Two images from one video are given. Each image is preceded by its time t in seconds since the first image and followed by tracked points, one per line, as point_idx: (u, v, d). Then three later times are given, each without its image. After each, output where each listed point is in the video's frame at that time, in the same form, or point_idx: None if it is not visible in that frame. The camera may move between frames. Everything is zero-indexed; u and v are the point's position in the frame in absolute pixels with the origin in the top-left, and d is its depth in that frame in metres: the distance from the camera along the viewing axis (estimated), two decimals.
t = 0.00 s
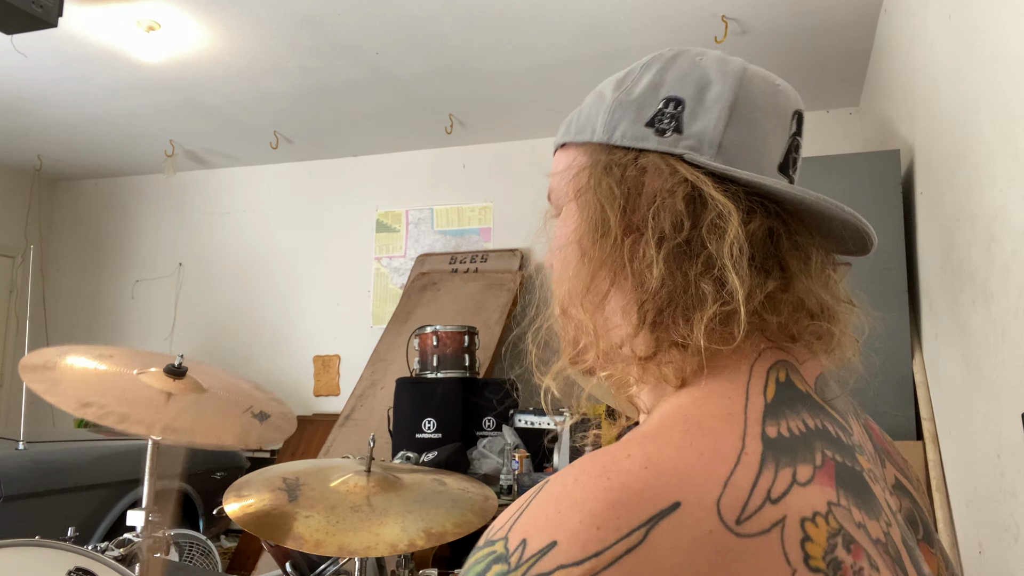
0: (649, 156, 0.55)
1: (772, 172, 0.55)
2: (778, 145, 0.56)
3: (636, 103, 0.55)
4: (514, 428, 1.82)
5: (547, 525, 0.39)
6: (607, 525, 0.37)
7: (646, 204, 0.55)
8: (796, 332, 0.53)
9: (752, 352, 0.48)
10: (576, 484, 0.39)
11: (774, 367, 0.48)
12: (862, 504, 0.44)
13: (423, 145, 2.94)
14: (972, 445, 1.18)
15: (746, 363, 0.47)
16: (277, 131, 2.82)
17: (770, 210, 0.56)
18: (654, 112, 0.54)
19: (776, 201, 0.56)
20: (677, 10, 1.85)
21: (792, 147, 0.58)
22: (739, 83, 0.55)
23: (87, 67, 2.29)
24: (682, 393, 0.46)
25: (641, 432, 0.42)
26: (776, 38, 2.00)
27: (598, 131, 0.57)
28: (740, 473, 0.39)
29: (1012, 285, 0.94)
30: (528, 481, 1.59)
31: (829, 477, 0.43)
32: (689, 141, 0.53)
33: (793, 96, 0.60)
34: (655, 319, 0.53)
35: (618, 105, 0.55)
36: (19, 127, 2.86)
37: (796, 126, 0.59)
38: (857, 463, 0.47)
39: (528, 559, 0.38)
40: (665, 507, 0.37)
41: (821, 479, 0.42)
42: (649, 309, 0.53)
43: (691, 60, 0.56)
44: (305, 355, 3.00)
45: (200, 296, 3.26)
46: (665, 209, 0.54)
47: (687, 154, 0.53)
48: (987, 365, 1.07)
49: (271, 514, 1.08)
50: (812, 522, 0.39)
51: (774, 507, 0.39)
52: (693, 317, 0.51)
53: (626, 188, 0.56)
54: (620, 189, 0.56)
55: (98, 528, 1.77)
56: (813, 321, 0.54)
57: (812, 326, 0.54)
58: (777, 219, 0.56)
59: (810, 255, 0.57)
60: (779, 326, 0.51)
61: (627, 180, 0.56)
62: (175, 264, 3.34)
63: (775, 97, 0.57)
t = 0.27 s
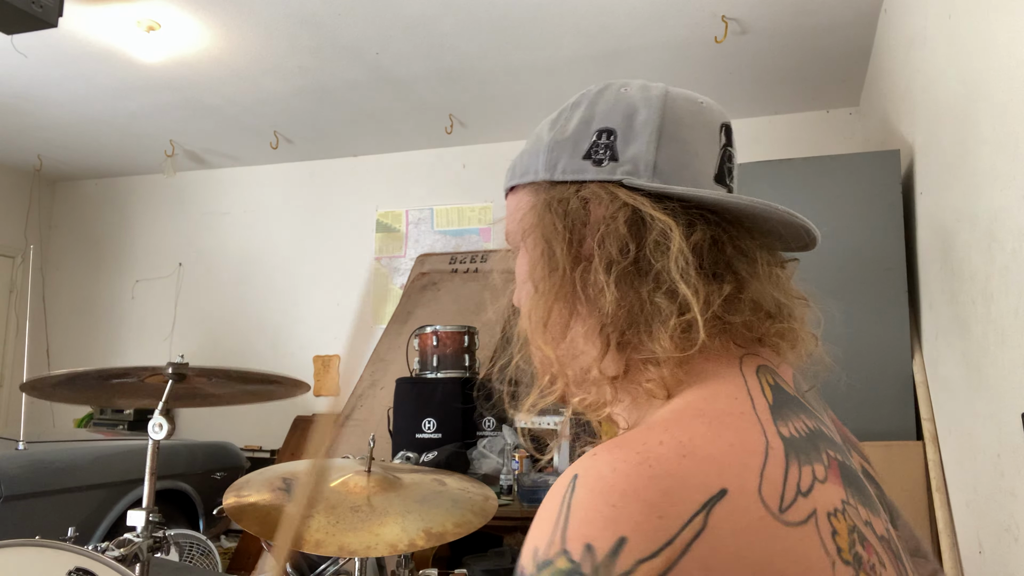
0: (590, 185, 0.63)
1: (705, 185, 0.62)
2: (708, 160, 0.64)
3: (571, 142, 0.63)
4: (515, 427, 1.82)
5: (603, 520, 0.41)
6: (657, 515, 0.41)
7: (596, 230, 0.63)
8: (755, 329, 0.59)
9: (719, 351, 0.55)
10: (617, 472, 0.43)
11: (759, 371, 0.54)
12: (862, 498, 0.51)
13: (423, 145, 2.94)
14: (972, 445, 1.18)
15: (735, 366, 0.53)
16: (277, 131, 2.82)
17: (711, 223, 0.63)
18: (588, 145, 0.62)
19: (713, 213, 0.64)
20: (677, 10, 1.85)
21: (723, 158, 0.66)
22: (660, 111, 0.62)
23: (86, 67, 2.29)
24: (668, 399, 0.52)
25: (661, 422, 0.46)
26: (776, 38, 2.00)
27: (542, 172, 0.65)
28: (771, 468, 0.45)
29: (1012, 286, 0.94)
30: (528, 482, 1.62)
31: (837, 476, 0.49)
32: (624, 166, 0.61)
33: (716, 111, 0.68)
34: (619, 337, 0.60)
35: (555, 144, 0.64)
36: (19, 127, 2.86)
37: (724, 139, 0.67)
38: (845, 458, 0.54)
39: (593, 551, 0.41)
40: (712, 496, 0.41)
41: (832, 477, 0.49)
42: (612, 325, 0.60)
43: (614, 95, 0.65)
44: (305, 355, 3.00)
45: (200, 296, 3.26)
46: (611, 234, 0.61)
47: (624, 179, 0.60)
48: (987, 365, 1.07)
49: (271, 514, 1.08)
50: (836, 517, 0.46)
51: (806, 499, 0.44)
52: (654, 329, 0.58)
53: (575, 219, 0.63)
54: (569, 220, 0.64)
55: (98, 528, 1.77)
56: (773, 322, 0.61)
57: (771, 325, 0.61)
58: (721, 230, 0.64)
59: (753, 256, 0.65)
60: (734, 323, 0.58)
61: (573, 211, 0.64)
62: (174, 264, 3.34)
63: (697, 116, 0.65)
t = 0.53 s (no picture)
0: (571, 206, 0.63)
1: (691, 207, 0.61)
2: (695, 179, 0.62)
3: (555, 156, 0.62)
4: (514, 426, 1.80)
5: (738, 528, 0.39)
6: (785, 512, 0.40)
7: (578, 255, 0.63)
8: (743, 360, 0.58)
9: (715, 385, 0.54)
10: (722, 480, 0.41)
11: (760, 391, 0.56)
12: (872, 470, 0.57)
13: (423, 145, 2.94)
14: (972, 445, 1.18)
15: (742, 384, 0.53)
16: (277, 131, 2.82)
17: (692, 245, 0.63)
18: (572, 161, 0.62)
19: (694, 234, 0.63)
20: (677, 10, 1.85)
21: (712, 174, 0.64)
22: (648, 124, 0.61)
23: (86, 67, 2.29)
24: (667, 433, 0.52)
25: (709, 434, 0.46)
26: (775, 38, 2.00)
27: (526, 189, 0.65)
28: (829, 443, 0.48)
29: (1012, 286, 0.94)
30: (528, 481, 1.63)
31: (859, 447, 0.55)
32: (608, 187, 0.60)
33: (709, 122, 0.67)
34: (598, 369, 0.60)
35: (538, 157, 0.63)
36: (19, 126, 2.86)
37: (715, 151, 0.66)
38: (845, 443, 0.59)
39: (757, 556, 0.39)
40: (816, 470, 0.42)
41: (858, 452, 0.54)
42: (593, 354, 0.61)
43: (602, 102, 0.63)
44: (305, 355, 3.00)
45: (200, 296, 3.26)
46: (590, 263, 0.61)
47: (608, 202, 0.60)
48: (987, 365, 1.07)
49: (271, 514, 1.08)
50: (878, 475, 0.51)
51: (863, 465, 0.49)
52: (637, 359, 0.58)
53: (555, 244, 0.63)
54: (548, 244, 0.64)
55: (98, 528, 1.77)
56: (761, 351, 0.60)
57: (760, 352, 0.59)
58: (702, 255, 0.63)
59: (736, 279, 0.64)
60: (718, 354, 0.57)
61: (553, 232, 0.63)
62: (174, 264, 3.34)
63: (688, 127, 0.63)
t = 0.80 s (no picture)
0: (608, 200, 0.62)
1: (733, 203, 0.60)
2: (736, 173, 0.60)
3: (591, 151, 0.63)
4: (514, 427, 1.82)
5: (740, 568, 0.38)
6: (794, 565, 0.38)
7: (615, 253, 0.62)
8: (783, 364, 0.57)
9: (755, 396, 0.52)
10: (741, 518, 0.39)
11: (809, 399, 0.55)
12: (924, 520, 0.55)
13: (423, 145, 2.94)
14: (972, 445, 1.18)
15: (783, 396, 0.53)
16: (277, 130, 2.82)
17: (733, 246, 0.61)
18: (610, 155, 0.62)
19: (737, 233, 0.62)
20: (676, 10, 1.85)
21: (756, 170, 0.63)
22: (688, 119, 0.60)
23: (86, 67, 2.29)
24: (709, 440, 0.51)
25: (756, 454, 0.44)
26: (775, 38, 2.00)
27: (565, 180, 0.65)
28: (875, 504, 0.46)
29: (1012, 285, 0.94)
30: (528, 482, 1.65)
31: (911, 501, 0.53)
32: (645, 181, 0.60)
33: (755, 114, 0.65)
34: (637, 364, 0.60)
35: (578, 150, 0.64)
36: (19, 126, 2.86)
37: (760, 147, 0.64)
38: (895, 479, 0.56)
39: None
40: (839, 543, 0.41)
41: (908, 507, 0.51)
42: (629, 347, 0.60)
43: (644, 97, 0.63)
44: (305, 355, 3.00)
45: (200, 296, 3.26)
46: (624, 257, 0.61)
47: (643, 197, 0.60)
48: (987, 365, 1.07)
49: (271, 514, 1.08)
50: (928, 550, 0.48)
51: (911, 537, 0.47)
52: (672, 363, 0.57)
53: (592, 236, 0.63)
54: (586, 237, 0.64)
55: (98, 528, 1.77)
56: (802, 350, 0.59)
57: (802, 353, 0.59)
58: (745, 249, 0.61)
59: (775, 273, 0.62)
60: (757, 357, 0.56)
61: (592, 229, 0.63)
62: (174, 264, 3.34)
63: (732, 122, 0.62)
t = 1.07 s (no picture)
0: (578, 235, 0.63)
1: (701, 208, 0.58)
2: (697, 176, 0.58)
3: (553, 188, 0.63)
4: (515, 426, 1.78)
5: (646, 554, 0.39)
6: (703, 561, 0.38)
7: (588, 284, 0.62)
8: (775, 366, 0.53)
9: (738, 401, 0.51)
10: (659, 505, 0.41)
11: (814, 392, 0.51)
12: (929, 531, 0.46)
13: (423, 145, 2.94)
14: (972, 445, 1.18)
15: (791, 399, 0.49)
16: (277, 130, 2.82)
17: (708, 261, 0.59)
18: (569, 190, 0.62)
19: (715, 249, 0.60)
20: (677, 10, 1.85)
21: (723, 161, 0.60)
22: (634, 137, 0.59)
23: (86, 67, 2.29)
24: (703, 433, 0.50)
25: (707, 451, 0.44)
26: (776, 38, 2.00)
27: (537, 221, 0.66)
28: (827, 512, 0.41)
29: (1012, 285, 0.94)
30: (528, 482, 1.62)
31: (900, 509, 0.45)
32: (609, 209, 0.59)
33: (706, 98, 0.61)
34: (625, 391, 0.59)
35: (542, 188, 0.64)
36: (18, 126, 2.86)
37: (721, 136, 0.61)
38: (913, 486, 0.49)
39: None
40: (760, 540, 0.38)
41: (894, 511, 0.44)
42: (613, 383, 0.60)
43: (589, 118, 0.62)
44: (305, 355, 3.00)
45: (200, 296, 3.26)
46: (597, 297, 0.61)
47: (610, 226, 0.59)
48: (987, 365, 1.07)
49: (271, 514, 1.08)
50: (895, 561, 0.41)
51: (861, 544, 0.40)
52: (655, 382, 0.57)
53: (568, 276, 0.63)
54: (560, 279, 0.64)
55: (98, 528, 1.77)
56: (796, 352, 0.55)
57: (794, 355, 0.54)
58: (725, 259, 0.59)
59: (758, 282, 0.59)
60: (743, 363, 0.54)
61: (566, 264, 0.63)
62: (174, 264, 3.34)
63: (681, 121, 0.59)
